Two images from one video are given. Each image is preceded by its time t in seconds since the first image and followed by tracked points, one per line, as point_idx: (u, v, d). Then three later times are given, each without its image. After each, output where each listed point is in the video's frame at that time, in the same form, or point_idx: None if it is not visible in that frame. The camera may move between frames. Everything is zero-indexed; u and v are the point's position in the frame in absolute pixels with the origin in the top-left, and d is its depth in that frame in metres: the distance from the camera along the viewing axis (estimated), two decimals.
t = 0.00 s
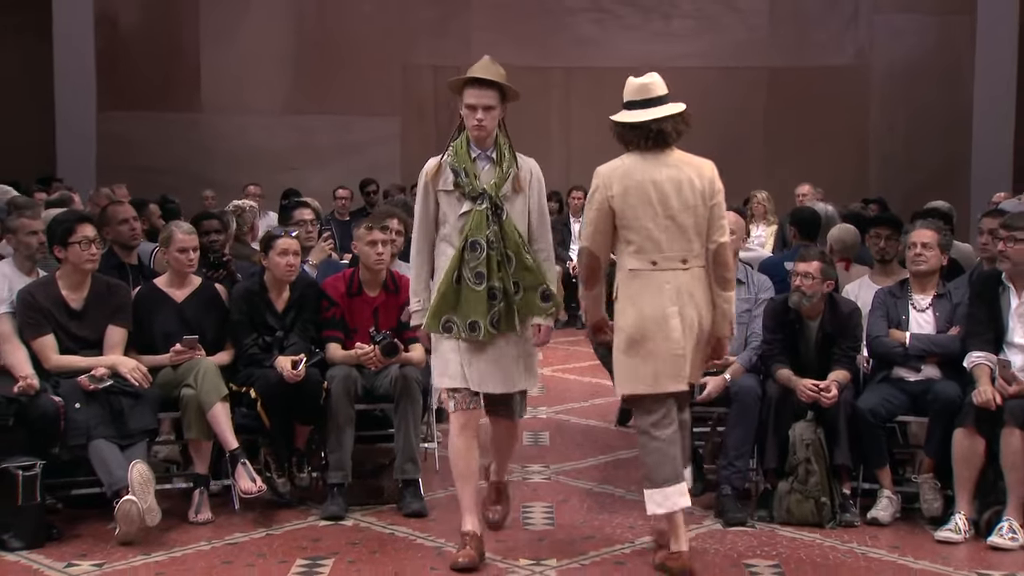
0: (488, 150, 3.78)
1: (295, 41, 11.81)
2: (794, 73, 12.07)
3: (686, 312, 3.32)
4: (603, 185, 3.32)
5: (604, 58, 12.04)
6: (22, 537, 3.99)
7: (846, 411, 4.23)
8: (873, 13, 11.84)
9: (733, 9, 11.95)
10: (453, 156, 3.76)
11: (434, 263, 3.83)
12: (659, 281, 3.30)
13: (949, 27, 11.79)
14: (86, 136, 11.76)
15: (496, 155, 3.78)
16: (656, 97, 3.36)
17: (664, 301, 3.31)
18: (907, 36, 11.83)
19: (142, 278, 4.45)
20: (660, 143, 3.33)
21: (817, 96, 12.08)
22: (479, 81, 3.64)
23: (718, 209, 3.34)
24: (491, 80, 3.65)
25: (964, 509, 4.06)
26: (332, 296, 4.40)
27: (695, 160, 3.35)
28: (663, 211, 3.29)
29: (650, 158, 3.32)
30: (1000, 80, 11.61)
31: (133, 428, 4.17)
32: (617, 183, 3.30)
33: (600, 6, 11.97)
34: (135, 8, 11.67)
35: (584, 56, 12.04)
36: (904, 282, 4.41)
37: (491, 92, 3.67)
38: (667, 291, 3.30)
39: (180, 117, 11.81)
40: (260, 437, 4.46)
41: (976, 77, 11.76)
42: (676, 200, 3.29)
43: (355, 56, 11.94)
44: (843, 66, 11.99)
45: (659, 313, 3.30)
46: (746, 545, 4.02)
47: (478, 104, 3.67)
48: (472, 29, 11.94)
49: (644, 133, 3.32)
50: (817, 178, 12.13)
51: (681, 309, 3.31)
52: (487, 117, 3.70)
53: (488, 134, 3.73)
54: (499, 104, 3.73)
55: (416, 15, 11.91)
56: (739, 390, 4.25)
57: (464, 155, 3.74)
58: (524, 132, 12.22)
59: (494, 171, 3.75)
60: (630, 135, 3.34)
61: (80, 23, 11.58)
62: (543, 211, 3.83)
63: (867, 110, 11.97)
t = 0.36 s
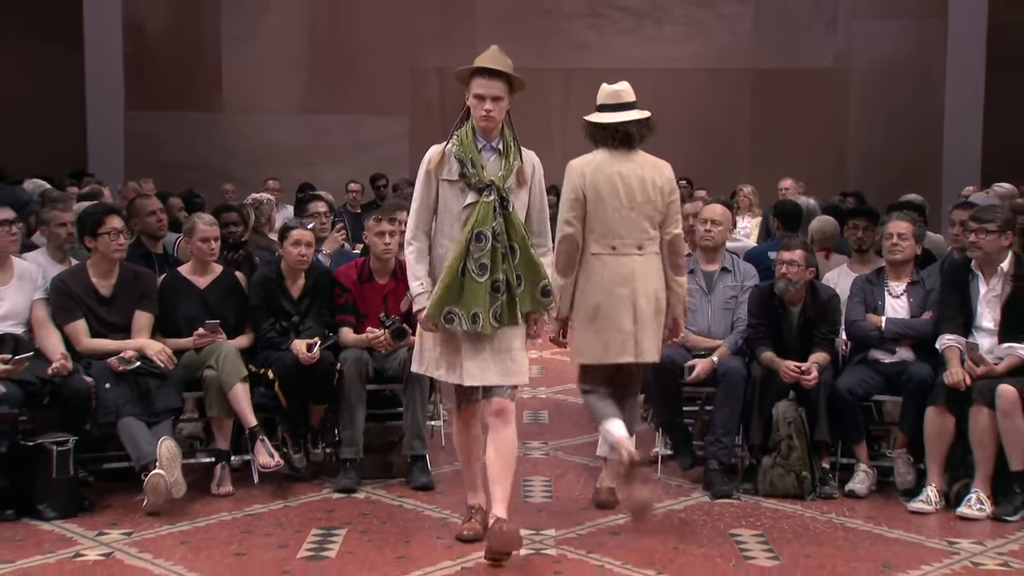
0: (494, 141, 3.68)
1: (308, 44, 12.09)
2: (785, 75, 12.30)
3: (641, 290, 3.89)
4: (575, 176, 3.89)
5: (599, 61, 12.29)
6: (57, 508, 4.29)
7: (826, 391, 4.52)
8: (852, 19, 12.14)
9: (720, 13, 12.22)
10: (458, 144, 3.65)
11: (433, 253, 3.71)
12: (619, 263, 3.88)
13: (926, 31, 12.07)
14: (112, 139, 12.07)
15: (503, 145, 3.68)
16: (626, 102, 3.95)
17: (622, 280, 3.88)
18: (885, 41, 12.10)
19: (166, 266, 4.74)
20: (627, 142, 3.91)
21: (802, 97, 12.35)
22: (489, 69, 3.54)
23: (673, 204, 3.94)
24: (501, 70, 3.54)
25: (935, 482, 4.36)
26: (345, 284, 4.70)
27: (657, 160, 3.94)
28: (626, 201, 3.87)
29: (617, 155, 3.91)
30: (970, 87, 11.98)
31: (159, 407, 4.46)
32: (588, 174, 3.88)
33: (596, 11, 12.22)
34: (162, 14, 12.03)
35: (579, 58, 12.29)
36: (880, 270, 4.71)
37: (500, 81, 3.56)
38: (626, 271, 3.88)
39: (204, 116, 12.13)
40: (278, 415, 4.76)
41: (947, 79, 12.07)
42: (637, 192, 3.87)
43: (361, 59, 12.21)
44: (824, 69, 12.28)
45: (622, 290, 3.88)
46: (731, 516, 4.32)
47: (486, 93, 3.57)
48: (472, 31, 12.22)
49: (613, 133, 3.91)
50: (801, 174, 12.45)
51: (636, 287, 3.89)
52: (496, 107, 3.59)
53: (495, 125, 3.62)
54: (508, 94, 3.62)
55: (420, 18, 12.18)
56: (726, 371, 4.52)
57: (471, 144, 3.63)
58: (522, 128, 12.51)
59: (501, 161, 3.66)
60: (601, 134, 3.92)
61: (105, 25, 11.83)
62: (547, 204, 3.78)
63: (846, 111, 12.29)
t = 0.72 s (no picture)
0: (502, 132, 3.67)
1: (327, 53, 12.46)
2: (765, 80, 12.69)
3: (608, 273, 4.64)
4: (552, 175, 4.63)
5: (594, 68, 12.67)
6: (97, 478, 4.67)
7: (804, 371, 4.91)
8: (827, 27, 12.52)
9: (706, 22, 12.59)
10: (466, 137, 3.63)
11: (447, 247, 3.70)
12: (588, 250, 4.65)
13: (898, 40, 12.48)
14: (147, 137, 12.33)
15: (511, 135, 3.67)
16: (586, 111, 4.65)
17: (592, 264, 4.64)
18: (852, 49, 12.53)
19: (196, 256, 5.14)
20: (590, 148, 4.65)
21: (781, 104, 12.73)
22: (494, 61, 3.51)
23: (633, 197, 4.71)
24: (505, 61, 3.51)
25: (903, 455, 4.75)
26: (361, 273, 5.10)
27: (619, 161, 4.69)
28: (595, 196, 4.62)
29: (584, 156, 4.65)
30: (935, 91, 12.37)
31: (190, 386, 4.85)
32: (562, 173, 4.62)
33: (591, 21, 12.59)
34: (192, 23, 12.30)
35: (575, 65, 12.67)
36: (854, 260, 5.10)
37: (507, 72, 3.54)
38: (594, 257, 4.64)
39: (231, 118, 12.43)
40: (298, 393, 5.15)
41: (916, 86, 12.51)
42: (604, 188, 4.63)
43: (375, 66, 12.62)
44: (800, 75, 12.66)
45: (594, 272, 4.64)
46: (717, 486, 4.71)
47: (493, 85, 3.55)
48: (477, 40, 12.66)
49: (577, 141, 4.65)
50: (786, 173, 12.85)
51: (604, 270, 4.64)
52: (503, 98, 3.57)
53: (502, 116, 3.61)
54: (514, 85, 3.60)
55: (429, 26, 12.59)
56: (713, 353, 4.90)
57: (478, 136, 3.62)
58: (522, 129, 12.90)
59: (509, 151, 3.64)
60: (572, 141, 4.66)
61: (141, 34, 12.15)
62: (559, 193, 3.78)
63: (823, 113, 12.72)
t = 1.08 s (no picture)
0: (505, 146, 3.69)
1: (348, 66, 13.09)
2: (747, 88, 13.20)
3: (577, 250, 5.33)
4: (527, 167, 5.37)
5: (591, 77, 13.24)
6: (140, 448, 5.17)
7: (781, 352, 5.41)
8: (803, 42, 13.02)
9: (694, 36, 13.13)
10: (470, 153, 3.66)
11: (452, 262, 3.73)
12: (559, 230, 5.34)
13: (864, 52, 12.94)
14: (185, 141, 13.27)
15: (515, 150, 3.69)
16: (556, 110, 5.44)
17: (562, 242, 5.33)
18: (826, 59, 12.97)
19: (228, 248, 5.66)
20: (560, 142, 5.44)
21: (760, 109, 13.21)
22: (496, 76, 3.51)
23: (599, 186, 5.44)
24: (507, 76, 3.51)
25: (870, 428, 5.25)
26: (377, 263, 5.57)
27: (585, 154, 5.44)
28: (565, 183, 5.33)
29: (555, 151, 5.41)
30: (899, 102, 12.92)
31: (224, 365, 5.34)
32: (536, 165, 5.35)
33: (589, 34, 13.17)
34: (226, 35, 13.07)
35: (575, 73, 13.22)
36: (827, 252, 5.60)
37: (509, 87, 3.54)
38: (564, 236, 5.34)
39: (261, 123, 13.19)
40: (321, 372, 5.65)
41: (883, 91, 12.96)
42: (571, 177, 5.36)
43: (391, 74, 13.14)
44: (779, 85, 13.14)
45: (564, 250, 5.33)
46: (701, 457, 5.21)
47: (495, 100, 3.56)
48: (485, 52, 13.20)
49: (552, 135, 5.43)
50: (765, 174, 13.30)
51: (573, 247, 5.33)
52: (505, 112, 3.58)
53: (505, 131, 3.63)
54: (517, 99, 3.60)
55: (439, 37, 13.11)
56: (698, 337, 5.41)
57: (482, 151, 3.65)
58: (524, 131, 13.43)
59: (512, 166, 3.66)
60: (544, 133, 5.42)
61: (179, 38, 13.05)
62: (562, 205, 3.79)
63: (797, 120, 13.15)
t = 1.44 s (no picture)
0: (517, 137, 3.77)
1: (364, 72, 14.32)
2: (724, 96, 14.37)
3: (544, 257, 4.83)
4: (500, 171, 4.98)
5: (583, 85, 14.55)
6: (178, 421, 5.74)
7: (756, 335, 5.99)
8: (776, 54, 14.09)
9: (677, 49, 14.36)
10: (482, 142, 3.74)
11: (460, 248, 3.82)
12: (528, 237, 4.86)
13: (831, 63, 13.91)
14: (218, 145, 14.35)
15: (526, 142, 3.78)
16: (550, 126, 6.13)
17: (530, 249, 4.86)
18: (801, 69, 13.98)
19: (257, 241, 6.27)
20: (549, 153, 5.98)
21: (737, 116, 14.34)
22: (509, 68, 3.60)
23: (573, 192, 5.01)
24: (519, 69, 3.60)
25: (836, 404, 5.83)
26: (391, 255, 6.17)
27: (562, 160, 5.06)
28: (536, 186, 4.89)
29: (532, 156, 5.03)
30: (864, 109, 13.84)
31: (253, 347, 5.92)
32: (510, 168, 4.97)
33: (582, 47, 14.49)
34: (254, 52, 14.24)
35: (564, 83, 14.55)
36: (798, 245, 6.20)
37: (521, 79, 3.64)
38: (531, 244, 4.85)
39: (283, 129, 14.31)
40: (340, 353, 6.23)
41: (846, 103, 13.93)
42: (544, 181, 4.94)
43: (406, 85, 14.45)
44: (754, 93, 14.24)
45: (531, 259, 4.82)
46: (684, 430, 5.80)
47: (507, 92, 3.65)
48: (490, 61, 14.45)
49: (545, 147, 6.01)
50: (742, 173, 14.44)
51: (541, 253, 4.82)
52: (518, 104, 3.67)
53: (518, 122, 3.71)
54: (528, 91, 3.70)
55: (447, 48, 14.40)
56: (681, 321, 5.99)
57: (495, 141, 3.73)
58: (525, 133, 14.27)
59: (524, 157, 3.75)
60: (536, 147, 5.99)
61: (212, 56, 14.18)
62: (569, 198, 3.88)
63: (772, 125, 14.20)
